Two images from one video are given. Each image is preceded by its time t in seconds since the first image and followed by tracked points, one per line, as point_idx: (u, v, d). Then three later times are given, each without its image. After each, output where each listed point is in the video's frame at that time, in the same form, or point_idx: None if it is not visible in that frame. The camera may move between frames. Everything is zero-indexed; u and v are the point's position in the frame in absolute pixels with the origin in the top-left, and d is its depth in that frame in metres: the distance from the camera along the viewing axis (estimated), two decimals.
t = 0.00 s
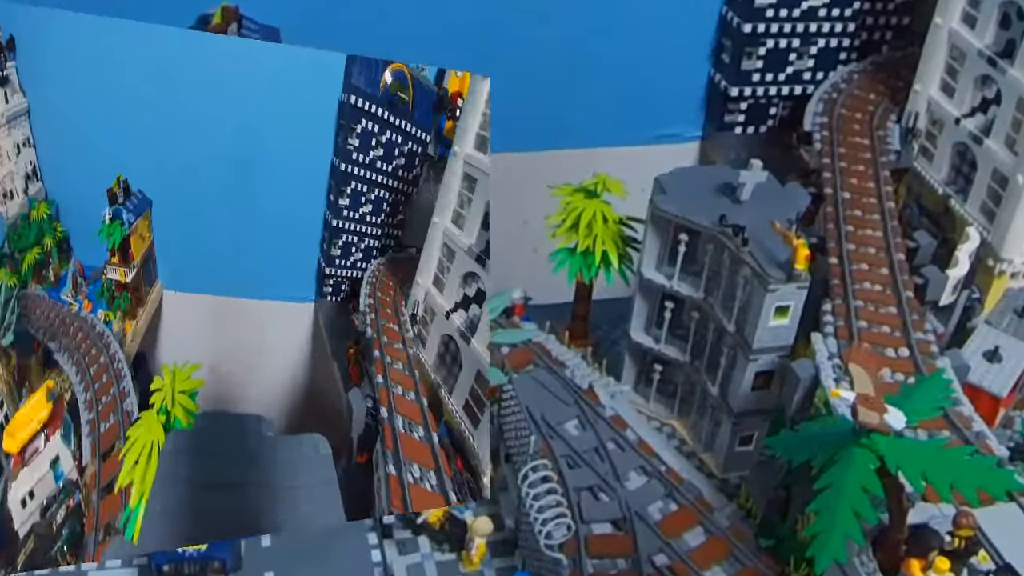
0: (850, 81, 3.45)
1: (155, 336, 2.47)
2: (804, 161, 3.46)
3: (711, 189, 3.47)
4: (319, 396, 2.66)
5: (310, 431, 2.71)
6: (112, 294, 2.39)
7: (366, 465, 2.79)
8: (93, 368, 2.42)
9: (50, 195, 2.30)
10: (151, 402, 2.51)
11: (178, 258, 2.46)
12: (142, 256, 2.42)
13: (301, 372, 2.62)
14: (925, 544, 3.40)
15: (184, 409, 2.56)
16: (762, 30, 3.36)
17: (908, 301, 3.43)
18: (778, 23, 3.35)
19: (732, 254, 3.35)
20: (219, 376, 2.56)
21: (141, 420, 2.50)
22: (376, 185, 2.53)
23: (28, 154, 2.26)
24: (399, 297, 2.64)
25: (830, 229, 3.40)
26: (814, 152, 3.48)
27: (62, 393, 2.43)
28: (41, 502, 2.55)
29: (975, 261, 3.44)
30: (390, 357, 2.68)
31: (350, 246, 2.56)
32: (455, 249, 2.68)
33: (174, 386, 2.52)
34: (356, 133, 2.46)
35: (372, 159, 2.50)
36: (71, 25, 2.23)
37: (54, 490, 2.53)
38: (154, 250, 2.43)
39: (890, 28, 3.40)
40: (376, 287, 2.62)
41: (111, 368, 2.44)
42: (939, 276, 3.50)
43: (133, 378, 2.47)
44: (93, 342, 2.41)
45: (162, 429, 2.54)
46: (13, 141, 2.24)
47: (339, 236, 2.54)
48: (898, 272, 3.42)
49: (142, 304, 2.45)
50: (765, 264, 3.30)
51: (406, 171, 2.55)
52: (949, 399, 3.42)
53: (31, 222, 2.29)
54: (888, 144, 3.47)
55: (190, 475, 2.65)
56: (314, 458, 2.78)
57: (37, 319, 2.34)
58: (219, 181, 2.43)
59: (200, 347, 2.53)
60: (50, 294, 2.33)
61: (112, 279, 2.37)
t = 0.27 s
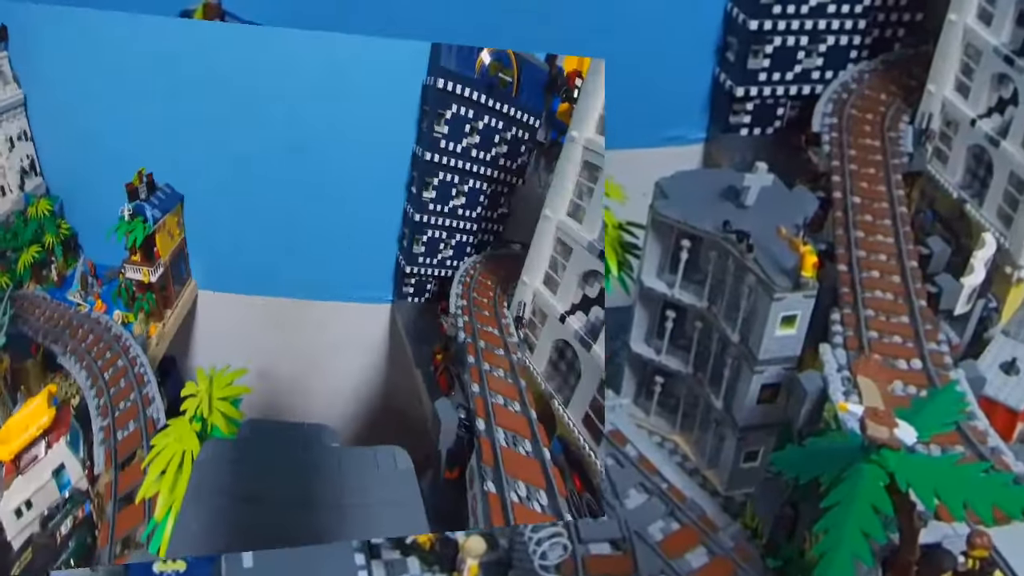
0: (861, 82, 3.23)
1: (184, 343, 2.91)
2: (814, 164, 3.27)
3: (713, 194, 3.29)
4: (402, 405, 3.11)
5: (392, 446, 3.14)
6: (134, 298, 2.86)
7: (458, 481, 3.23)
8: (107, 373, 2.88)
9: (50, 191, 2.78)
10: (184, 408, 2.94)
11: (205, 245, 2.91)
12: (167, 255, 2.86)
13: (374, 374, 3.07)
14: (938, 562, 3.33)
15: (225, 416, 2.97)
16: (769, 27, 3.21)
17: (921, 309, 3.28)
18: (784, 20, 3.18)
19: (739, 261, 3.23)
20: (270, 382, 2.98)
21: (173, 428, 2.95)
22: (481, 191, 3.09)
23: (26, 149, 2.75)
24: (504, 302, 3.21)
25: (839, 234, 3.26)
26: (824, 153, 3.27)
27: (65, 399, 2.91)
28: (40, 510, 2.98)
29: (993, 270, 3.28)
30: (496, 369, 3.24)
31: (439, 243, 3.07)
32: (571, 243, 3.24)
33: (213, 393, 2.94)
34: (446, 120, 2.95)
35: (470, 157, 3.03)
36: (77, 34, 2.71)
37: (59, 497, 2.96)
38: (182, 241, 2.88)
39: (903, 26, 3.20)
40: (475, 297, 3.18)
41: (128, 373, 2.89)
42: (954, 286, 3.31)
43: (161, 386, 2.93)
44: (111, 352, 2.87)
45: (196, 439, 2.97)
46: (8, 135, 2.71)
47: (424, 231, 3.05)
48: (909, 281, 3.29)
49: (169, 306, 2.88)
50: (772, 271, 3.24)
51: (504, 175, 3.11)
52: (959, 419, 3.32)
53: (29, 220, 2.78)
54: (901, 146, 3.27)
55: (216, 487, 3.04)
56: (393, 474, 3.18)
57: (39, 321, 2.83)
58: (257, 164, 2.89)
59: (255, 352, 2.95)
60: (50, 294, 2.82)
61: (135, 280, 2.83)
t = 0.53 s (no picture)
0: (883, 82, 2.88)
1: (214, 347, 2.56)
2: (828, 167, 2.89)
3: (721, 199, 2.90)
4: (482, 413, 2.74)
5: (470, 458, 2.74)
6: (151, 299, 2.52)
7: (554, 499, 2.81)
8: (117, 379, 2.49)
9: (46, 186, 2.46)
10: (214, 416, 2.58)
11: (238, 242, 2.56)
12: (192, 253, 2.51)
13: (447, 384, 2.72)
14: None
15: (264, 424, 2.62)
16: (780, 22, 2.86)
17: (941, 322, 2.93)
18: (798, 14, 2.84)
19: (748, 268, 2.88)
20: (318, 390, 2.64)
21: (197, 436, 2.54)
22: (583, 182, 2.74)
23: (17, 142, 2.41)
24: (611, 303, 2.92)
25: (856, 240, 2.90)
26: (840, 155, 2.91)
27: (65, 405, 2.49)
28: (32, 523, 2.51)
29: (1016, 278, 2.94)
30: (600, 376, 2.87)
31: (530, 239, 2.75)
32: (693, 235, 2.90)
33: (249, 400, 2.58)
34: (539, 105, 2.61)
35: (570, 146, 2.68)
36: (75, 33, 2.38)
37: (57, 508, 2.51)
38: (209, 239, 2.52)
39: (921, 20, 2.89)
40: (574, 298, 2.85)
41: (144, 378, 2.51)
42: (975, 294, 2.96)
43: (184, 392, 2.55)
44: (122, 357, 2.50)
45: (229, 449, 2.58)
46: None
47: (511, 226, 2.72)
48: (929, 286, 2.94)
49: (194, 307, 2.53)
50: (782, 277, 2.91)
51: (612, 163, 2.77)
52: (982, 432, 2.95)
53: (19, 216, 2.44)
54: (918, 148, 2.97)
55: (260, 502, 2.66)
56: (474, 490, 2.77)
57: (32, 323, 2.45)
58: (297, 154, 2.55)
59: (294, 356, 2.61)
60: (47, 294, 2.47)
61: (152, 280, 2.49)
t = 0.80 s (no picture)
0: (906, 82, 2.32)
1: (240, 352, 2.07)
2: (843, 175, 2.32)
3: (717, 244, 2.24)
4: (565, 424, 2.16)
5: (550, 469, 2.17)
6: (164, 300, 2.03)
7: (654, 520, 2.18)
8: (121, 385, 1.98)
9: (36, 180, 1.99)
10: (240, 425, 2.06)
11: (269, 242, 2.08)
12: (213, 251, 2.01)
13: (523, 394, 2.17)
14: None
15: (300, 435, 2.10)
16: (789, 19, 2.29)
17: (965, 338, 2.45)
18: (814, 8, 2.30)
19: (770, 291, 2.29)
20: (368, 401, 2.14)
21: (221, 445, 2.03)
22: (688, 172, 2.13)
23: None
24: (721, 303, 2.27)
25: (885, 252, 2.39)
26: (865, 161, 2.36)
27: (59, 412, 1.97)
28: (20, 535, 1.97)
29: None
30: (709, 387, 2.19)
31: (625, 236, 2.15)
32: (823, 230, 2.25)
33: (284, 409, 2.09)
34: (635, 88, 1.99)
35: (674, 133, 2.07)
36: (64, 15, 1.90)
37: (49, 522, 1.97)
38: (233, 237, 2.05)
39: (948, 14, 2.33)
40: (678, 299, 2.21)
41: (156, 385, 1.99)
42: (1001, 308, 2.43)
43: (204, 398, 2.04)
44: (129, 360, 1.99)
45: (256, 461, 2.04)
46: None
47: (603, 222, 2.13)
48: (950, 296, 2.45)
49: (215, 309, 2.05)
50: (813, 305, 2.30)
51: (726, 152, 2.12)
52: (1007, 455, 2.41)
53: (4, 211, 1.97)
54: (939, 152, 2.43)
55: (295, 516, 2.08)
56: (556, 508, 2.16)
57: (18, 325, 1.98)
58: (320, 153, 2.01)
59: (343, 363, 2.11)
60: (38, 295, 2.01)
61: (165, 281, 2.01)
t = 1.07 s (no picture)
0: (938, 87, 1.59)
1: (266, 354, 1.70)
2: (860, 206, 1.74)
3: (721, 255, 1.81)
4: (652, 431, 1.68)
5: (632, 485, 1.63)
6: (175, 302, 1.67)
7: (754, 545, 1.55)
8: (125, 391, 1.57)
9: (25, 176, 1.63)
10: (264, 433, 1.60)
11: (300, 239, 1.64)
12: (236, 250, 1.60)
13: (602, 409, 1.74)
14: None
15: (335, 444, 1.64)
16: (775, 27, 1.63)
17: (988, 354, 1.56)
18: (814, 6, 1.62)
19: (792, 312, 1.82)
20: (415, 412, 1.71)
21: (246, 453, 1.54)
22: (796, 162, 1.66)
23: None
24: (836, 307, 1.79)
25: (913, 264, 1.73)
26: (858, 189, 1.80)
27: (54, 419, 1.54)
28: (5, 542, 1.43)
29: None
30: (822, 398, 1.61)
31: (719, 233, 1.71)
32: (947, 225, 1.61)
33: (317, 416, 1.66)
34: (734, 72, 1.52)
35: (778, 119, 1.60)
36: None
37: (39, 533, 1.44)
38: (260, 236, 1.63)
39: None
40: (783, 302, 1.76)
41: (165, 392, 1.59)
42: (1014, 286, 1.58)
43: (223, 405, 1.64)
44: (133, 365, 1.63)
45: (288, 470, 1.56)
46: None
47: (695, 217, 1.65)
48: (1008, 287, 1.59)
49: (238, 309, 1.65)
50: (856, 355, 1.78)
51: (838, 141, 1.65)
52: None
53: None
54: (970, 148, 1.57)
55: (329, 528, 1.53)
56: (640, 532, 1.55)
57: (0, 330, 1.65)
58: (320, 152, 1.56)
59: (389, 364, 1.72)
60: (26, 297, 1.73)
61: (175, 281, 1.62)
